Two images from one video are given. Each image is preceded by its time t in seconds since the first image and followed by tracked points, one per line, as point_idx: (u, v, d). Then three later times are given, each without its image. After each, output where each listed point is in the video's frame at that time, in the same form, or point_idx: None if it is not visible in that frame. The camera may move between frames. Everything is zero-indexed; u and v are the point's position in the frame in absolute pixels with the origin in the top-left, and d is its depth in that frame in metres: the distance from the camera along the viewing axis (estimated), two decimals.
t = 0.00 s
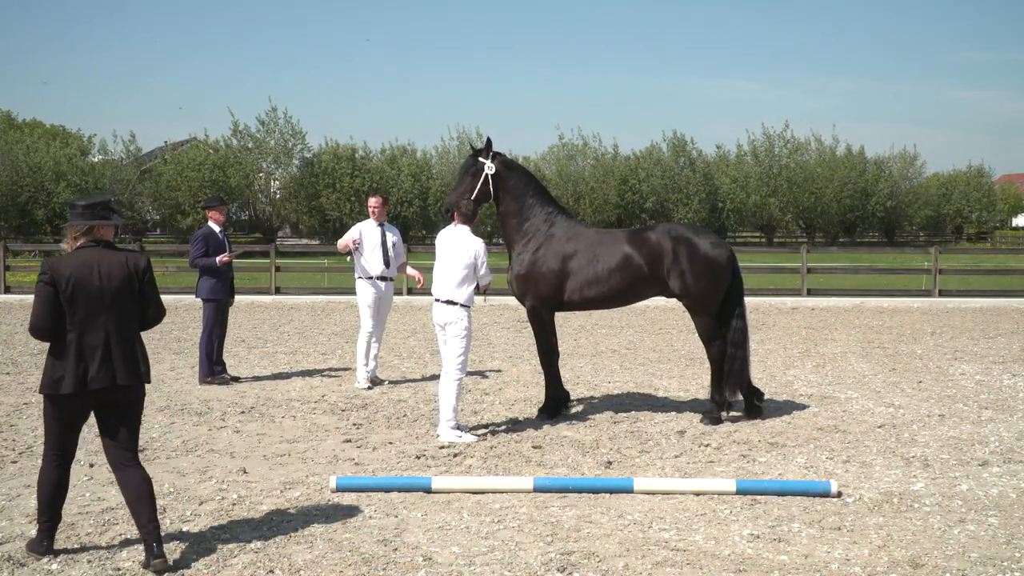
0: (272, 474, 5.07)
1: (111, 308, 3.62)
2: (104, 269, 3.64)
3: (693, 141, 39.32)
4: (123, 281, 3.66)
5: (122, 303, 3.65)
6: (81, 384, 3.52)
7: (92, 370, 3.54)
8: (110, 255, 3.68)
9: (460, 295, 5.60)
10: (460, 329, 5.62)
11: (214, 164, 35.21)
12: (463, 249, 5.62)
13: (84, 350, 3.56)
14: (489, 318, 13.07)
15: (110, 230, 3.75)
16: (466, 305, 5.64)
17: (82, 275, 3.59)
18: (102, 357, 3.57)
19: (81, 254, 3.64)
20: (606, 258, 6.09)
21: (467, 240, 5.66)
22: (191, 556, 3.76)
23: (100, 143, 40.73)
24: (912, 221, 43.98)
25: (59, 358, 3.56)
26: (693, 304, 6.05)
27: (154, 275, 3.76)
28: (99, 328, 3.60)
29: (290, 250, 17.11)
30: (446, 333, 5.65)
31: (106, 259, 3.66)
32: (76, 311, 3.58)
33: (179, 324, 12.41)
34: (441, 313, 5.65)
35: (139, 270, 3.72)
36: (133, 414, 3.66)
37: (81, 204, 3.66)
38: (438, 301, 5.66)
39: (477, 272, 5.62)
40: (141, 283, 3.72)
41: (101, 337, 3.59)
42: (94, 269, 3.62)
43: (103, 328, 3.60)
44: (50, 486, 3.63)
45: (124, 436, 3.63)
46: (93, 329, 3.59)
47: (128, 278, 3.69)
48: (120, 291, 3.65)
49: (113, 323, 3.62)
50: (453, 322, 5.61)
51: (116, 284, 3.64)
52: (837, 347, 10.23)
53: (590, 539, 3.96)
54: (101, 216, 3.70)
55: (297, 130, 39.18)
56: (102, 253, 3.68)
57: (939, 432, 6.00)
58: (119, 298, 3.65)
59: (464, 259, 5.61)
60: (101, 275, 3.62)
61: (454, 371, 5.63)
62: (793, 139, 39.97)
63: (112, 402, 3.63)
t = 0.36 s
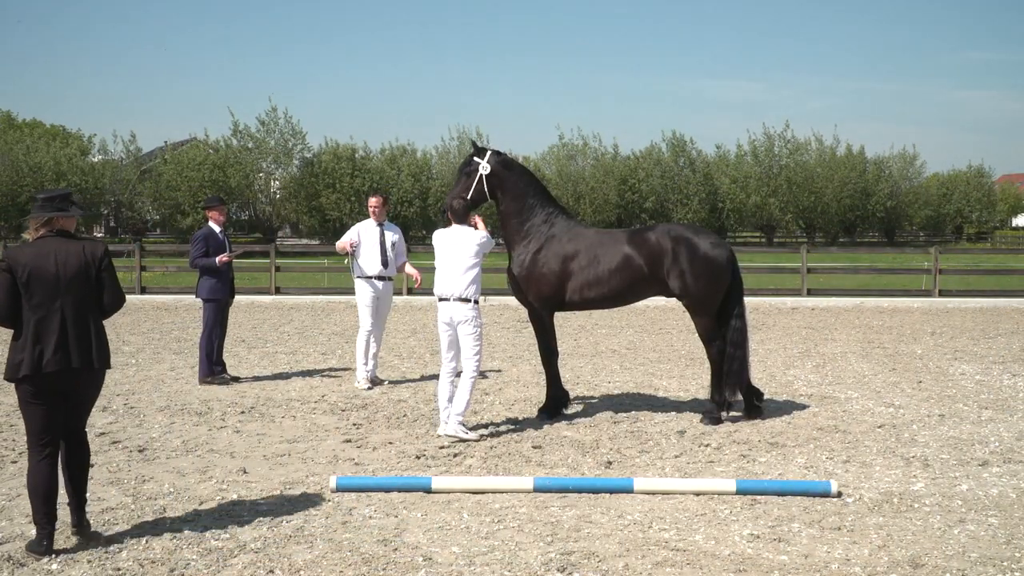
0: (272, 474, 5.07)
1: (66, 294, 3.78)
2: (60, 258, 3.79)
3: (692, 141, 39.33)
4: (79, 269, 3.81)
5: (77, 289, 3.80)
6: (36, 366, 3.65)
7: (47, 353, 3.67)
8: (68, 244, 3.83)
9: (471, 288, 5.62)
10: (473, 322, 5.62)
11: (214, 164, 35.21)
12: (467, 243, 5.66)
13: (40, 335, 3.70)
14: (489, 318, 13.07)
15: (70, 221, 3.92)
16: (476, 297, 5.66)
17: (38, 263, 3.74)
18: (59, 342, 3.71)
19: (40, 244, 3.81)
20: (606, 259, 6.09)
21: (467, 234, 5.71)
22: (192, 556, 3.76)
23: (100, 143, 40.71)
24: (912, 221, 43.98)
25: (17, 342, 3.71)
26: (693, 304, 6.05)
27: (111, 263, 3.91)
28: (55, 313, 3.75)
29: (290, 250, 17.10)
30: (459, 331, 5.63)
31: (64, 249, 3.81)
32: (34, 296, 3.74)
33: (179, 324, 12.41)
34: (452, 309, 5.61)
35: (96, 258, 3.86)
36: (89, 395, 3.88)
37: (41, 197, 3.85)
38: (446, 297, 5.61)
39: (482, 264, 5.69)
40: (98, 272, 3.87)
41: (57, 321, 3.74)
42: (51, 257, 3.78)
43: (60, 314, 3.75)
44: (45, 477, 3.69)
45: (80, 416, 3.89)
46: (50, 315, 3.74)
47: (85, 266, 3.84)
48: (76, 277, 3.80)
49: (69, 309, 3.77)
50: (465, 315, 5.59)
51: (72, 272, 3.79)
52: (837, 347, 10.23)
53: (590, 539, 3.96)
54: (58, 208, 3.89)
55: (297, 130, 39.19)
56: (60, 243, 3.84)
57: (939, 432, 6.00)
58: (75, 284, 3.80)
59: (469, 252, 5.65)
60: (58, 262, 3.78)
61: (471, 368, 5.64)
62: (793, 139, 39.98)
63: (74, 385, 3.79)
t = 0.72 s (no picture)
0: (272, 474, 5.07)
1: (58, 298, 3.90)
2: (53, 262, 3.90)
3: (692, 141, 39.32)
4: (70, 274, 3.92)
5: (67, 294, 3.92)
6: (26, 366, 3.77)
7: (37, 353, 3.79)
8: (61, 250, 3.95)
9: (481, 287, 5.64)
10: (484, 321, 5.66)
11: (214, 164, 35.23)
12: (471, 243, 5.69)
13: (32, 335, 3.83)
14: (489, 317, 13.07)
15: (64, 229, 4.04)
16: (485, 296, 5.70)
17: (32, 267, 3.86)
18: (50, 343, 3.83)
19: (35, 249, 3.92)
20: (606, 259, 6.08)
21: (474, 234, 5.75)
22: (192, 556, 3.76)
23: (100, 143, 40.71)
24: (912, 221, 43.98)
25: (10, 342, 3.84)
26: (693, 304, 6.05)
27: (103, 269, 4.01)
28: (47, 316, 3.87)
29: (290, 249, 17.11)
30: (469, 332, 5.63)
31: (58, 255, 3.93)
32: (26, 298, 3.87)
33: (179, 324, 12.41)
34: (464, 310, 5.60)
35: (89, 264, 3.97)
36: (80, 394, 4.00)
37: (35, 206, 3.97)
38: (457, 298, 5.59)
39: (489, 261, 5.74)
40: (90, 277, 3.97)
41: (48, 324, 3.86)
42: (44, 262, 3.89)
43: (51, 317, 3.87)
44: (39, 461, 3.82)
45: (72, 414, 4.02)
46: (41, 317, 3.86)
47: (77, 271, 3.95)
48: (68, 282, 3.91)
49: (60, 312, 3.89)
50: (476, 315, 5.61)
51: (64, 276, 3.91)
52: (836, 347, 10.23)
53: (590, 539, 3.96)
54: (52, 217, 4.00)
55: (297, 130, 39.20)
56: (54, 248, 3.96)
57: (939, 432, 6.00)
58: (67, 289, 3.91)
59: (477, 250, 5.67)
60: (51, 267, 3.89)
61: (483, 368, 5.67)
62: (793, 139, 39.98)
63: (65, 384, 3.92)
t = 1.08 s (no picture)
0: (272, 474, 5.07)
1: (49, 287, 4.01)
2: (45, 254, 4.02)
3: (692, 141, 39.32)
4: (61, 265, 4.03)
5: (58, 284, 4.03)
6: (20, 352, 3.94)
7: (31, 341, 3.95)
8: (53, 242, 4.06)
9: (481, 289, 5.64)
10: (483, 324, 5.65)
11: (214, 164, 35.23)
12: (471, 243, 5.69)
13: (25, 323, 3.97)
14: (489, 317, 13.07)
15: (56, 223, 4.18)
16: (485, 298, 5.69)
17: (23, 258, 3.98)
18: (42, 331, 3.97)
19: (26, 242, 4.04)
20: (607, 259, 6.08)
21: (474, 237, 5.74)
22: (192, 556, 3.75)
23: (100, 142, 40.71)
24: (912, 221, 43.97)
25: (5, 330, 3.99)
26: (694, 304, 6.05)
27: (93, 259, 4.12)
28: (38, 305, 3.99)
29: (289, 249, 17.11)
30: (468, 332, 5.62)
31: (49, 246, 4.04)
32: (19, 288, 3.99)
33: (180, 324, 12.42)
34: (463, 309, 5.59)
35: (78, 255, 4.08)
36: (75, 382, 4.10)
37: (26, 200, 4.08)
38: (456, 298, 5.60)
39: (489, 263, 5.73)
40: (80, 268, 4.08)
41: (40, 312, 3.98)
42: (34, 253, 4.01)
43: (43, 306, 3.99)
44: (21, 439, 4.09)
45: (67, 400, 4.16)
46: (34, 306, 3.99)
47: (67, 262, 4.06)
48: (58, 273, 4.03)
49: (52, 301, 4.01)
50: (475, 316, 5.60)
51: (55, 267, 4.02)
52: (837, 347, 10.23)
53: (589, 539, 3.96)
54: (44, 211, 4.14)
55: (297, 130, 39.21)
56: (47, 240, 4.07)
57: (939, 432, 6.00)
58: (57, 279, 4.03)
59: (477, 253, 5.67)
60: (41, 258, 4.01)
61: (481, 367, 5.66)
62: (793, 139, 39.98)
63: (58, 373, 4.03)
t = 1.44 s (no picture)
0: (272, 474, 5.07)
1: (22, 289, 4.19)
2: (16, 256, 4.20)
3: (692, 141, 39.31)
4: (33, 268, 4.22)
5: (31, 286, 4.21)
6: None
7: (5, 340, 4.11)
8: (24, 245, 4.24)
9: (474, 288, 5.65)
10: (476, 320, 5.65)
11: (214, 164, 35.23)
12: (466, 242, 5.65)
13: None
14: (488, 317, 13.07)
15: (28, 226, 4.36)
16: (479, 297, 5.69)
17: None
18: (15, 331, 4.14)
19: None
20: (607, 259, 6.08)
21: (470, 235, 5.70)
22: (192, 556, 3.76)
23: (100, 142, 40.69)
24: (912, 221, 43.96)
25: None
26: (694, 304, 6.05)
27: (63, 261, 4.32)
28: (12, 306, 4.17)
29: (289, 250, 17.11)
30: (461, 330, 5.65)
31: (20, 249, 4.23)
32: None
33: (180, 324, 12.42)
34: (452, 307, 5.63)
35: (49, 257, 4.27)
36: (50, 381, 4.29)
37: None
38: (447, 296, 5.63)
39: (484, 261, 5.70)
40: (50, 270, 4.28)
41: (13, 313, 4.15)
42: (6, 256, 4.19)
43: (15, 307, 4.16)
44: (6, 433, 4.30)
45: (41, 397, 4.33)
46: (7, 307, 4.16)
47: (38, 264, 4.25)
48: (30, 274, 4.21)
49: (25, 302, 4.19)
50: (466, 313, 5.62)
51: (27, 269, 4.21)
52: (837, 347, 10.23)
53: (590, 539, 3.96)
54: (15, 214, 4.31)
55: (297, 130, 39.21)
56: (18, 244, 4.25)
57: (939, 432, 6.00)
58: (29, 281, 4.21)
59: (472, 252, 5.64)
60: (13, 261, 4.19)
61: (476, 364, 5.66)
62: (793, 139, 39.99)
63: (34, 372, 4.21)
